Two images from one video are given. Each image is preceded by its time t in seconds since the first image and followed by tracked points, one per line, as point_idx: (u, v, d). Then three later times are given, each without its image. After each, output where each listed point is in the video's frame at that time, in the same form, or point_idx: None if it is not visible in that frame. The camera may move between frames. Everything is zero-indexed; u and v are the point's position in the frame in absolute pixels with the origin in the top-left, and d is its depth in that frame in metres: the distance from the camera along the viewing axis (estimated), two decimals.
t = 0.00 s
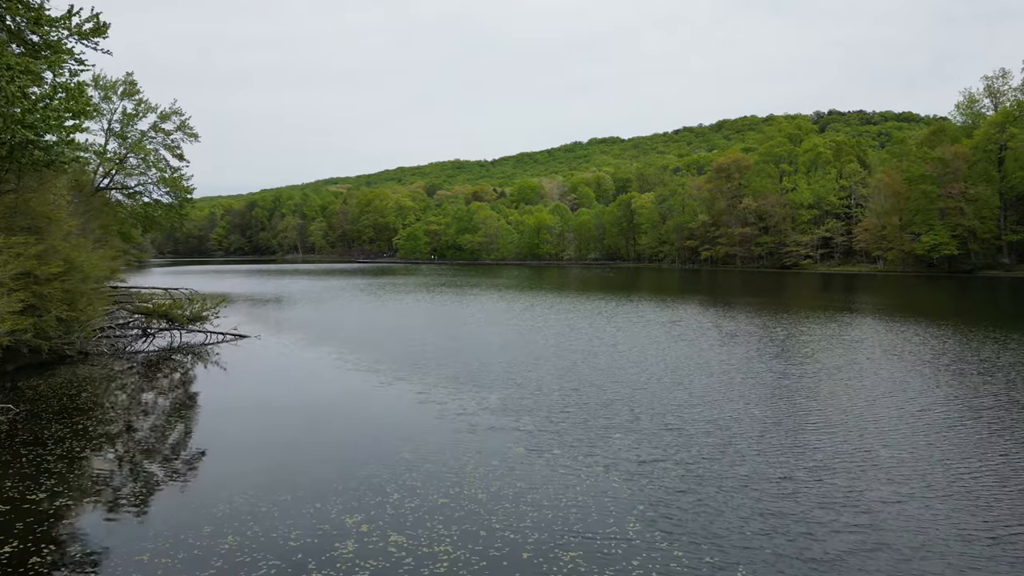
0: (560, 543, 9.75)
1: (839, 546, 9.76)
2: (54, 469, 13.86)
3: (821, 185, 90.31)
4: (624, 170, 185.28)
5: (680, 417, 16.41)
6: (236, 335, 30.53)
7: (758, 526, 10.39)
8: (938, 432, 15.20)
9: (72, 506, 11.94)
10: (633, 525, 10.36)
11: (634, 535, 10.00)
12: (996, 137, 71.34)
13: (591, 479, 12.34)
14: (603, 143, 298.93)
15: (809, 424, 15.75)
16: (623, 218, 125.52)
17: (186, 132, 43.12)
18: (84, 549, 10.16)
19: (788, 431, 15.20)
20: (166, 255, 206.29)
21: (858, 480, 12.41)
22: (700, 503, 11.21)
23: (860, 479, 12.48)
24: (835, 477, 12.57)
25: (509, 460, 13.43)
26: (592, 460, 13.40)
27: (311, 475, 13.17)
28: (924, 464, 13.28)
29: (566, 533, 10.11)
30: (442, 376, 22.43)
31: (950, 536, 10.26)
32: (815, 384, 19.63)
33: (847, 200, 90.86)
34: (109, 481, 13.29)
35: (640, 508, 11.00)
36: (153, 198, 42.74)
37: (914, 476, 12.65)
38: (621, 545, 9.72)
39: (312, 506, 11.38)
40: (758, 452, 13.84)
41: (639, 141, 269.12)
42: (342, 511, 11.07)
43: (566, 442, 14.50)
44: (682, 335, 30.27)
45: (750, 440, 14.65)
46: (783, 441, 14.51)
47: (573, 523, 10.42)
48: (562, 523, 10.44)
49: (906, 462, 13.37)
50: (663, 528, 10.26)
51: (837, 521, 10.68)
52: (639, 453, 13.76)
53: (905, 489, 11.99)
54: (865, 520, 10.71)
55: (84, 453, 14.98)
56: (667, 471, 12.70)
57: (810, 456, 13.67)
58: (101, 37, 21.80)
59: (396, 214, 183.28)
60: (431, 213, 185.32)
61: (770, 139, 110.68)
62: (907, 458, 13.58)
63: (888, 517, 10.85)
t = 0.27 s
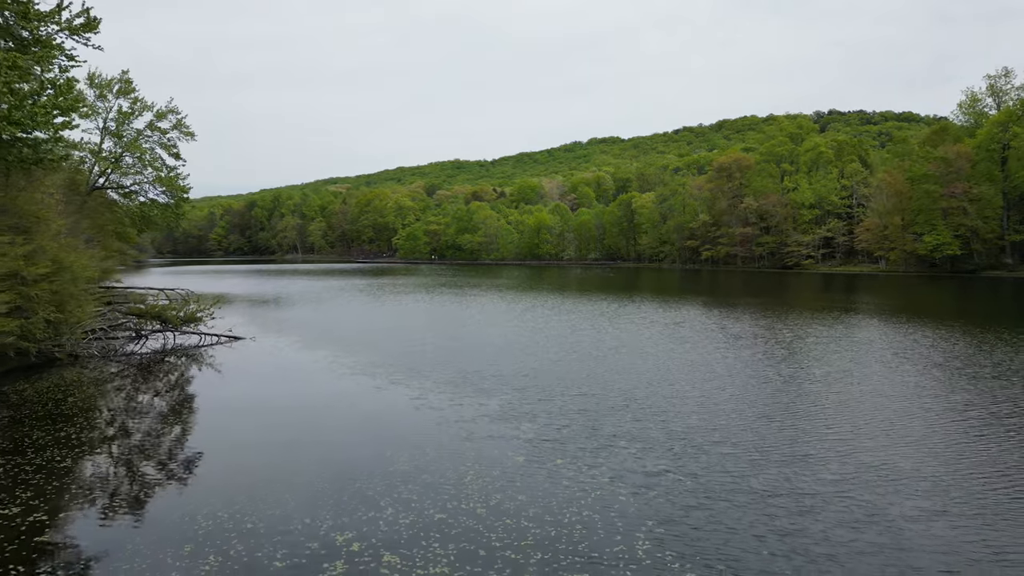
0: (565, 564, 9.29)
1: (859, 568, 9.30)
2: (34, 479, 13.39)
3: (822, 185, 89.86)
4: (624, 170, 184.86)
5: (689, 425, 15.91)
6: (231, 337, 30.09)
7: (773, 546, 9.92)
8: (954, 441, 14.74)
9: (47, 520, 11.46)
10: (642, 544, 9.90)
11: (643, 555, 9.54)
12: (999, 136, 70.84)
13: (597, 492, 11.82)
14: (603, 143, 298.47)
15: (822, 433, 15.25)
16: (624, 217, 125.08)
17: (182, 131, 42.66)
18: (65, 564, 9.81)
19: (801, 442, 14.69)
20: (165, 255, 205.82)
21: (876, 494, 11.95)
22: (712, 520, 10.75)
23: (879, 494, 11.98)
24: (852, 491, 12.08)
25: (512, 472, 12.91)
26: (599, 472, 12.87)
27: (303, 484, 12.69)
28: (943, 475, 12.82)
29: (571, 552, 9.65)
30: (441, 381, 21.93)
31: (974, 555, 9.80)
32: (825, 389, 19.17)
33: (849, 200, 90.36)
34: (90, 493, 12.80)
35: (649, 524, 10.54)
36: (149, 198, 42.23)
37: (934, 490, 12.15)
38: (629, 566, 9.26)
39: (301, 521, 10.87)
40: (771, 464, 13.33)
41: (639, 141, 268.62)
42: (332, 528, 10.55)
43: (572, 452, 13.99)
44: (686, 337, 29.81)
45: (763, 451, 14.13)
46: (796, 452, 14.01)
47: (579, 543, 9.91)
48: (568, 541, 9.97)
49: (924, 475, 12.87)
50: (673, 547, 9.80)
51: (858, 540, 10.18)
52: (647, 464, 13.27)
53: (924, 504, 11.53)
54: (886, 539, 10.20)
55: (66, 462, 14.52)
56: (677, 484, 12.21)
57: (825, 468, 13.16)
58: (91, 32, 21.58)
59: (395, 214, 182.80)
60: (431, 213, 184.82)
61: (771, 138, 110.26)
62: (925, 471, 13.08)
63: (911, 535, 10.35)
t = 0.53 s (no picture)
0: None
1: None
2: (16, 488, 13.00)
3: (823, 185, 89.44)
4: (624, 170, 184.41)
5: (698, 435, 15.43)
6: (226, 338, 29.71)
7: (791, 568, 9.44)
8: (973, 453, 14.26)
9: (26, 532, 11.05)
10: (652, 565, 9.44)
11: None
12: (1002, 136, 70.34)
13: (604, 508, 11.33)
14: (602, 142, 297.97)
15: (836, 444, 14.76)
16: (624, 217, 124.67)
17: (178, 130, 42.21)
18: None
19: (814, 452, 14.22)
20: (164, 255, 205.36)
21: (897, 510, 11.46)
22: (726, 540, 10.26)
23: (901, 511, 11.47)
24: (871, 507, 11.59)
25: (515, 485, 12.42)
26: (606, 485, 12.39)
27: (294, 497, 12.19)
28: (965, 490, 12.33)
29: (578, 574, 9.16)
30: (443, 386, 21.43)
31: None
32: (835, 395, 18.68)
33: (851, 199, 89.88)
34: (73, 502, 12.40)
35: (659, 544, 10.08)
36: (144, 197, 41.73)
37: (957, 506, 11.66)
38: None
39: (289, 538, 10.37)
40: (785, 476, 12.86)
41: (639, 141, 268.12)
42: (322, 547, 10.06)
43: (578, 463, 13.51)
44: (691, 339, 29.33)
45: (775, 462, 13.65)
46: (810, 464, 13.53)
47: (584, 564, 9.42)
48: (575, 562, 9.49)
49: (946, 489, 12.37)
50: (686, 570, 9.33)
51: (882, 562, 9.69)
52: (656, 477, 12.78)
53: (948, 522, 11.05)
54: (911, 561, 9.71)
55: (50, 469, 14.14)
56: (687, 499, 11.73)
57: (841, 482, 12.67)
58: (83, 28, 21.26)
59: (395, 214, 182.34)
60: (431, 212, 184.40)
61: (772, 138, 109.85)
62: (947, 485, 12.57)
63: (936, 556, 9.87)
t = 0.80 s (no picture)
0: None
1: None
2: None
3: (824, 184, 89.02)
4: (624, 170, 184.02)
5: (706, 442, 14.90)
6: (219, 340, 29.27)
7: None
8: (997, 463, 13.62)
9: (0, 546, 10.57)
10: None
11: None
12: (1005, 135, 69.85)
13: (610, 522, 10.79)
14: (602, 143, 297.58)
15: (849, 452, 14.24)
16: (624, 217, 124.29)
17: (174, 128, 41.69)
18: None
19: (827, 461, 13.69)
20: (163, 256, 205.00)
21: (922, 527, 10.82)
22: (742, 561, 9.61)
23: (927, 528, 10.81)
24: (890, 520, 11.07)
25: (516, 497, 11.87)
26: (611, 497, 11.86)
27: (282, 511, 11.60)
28: (993, 504, 11.67)
29: None
30: (442, 391, 20.82)
31: None
32: (845, 401, 18.18)
33: (852, 199, 89.45)
34: (58, 510, 12.06)
35: (670, 564, 9.47)
36: (140, 196, 41.24)
37: (987, 522, 11.00)
38: None
39: (273, 558, 9.75)
40: (798, 487, 12.33)
41: (639, 141, 267.70)
42: (308, 568, 9.47)
43: (581, 473, 12.98)
44: (695, 341, 28.85)
45: (787, 472, 13.12)
46: (823, 474, 13.00)
47: None
48: None
49: (967, 501, 11.85)
50: None
51: None
52: (663, 488, 12.28)
53: (978, 540, 10.39)
54: None
55: (31, 478, 13.65)
56: (697, 512, 11.19)
57: (858, 493, 12.14)
58: (72, 22, 20.80)
59: (394, 214, 181.97)
60: (430, 213, 183.93)
61: (773, 137, 109.47)
62: (968, 496, 12.05)
63: (962, 574, 9.34)
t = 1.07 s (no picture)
0: None
1: None
2: None
3: (826, 184, 88.57)
4: (624, 170, 183.64)
5: (714, 452, 14.37)
6: (212, 343, 28.86)
7: None
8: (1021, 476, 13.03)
9: None
10: None
11: None
12: (1008, 134, 69.36)
13: (615, 539, 10.27)
14: (602, 143, 297.26)
15: (863, 463, 13.71)
16: (624, 217, 123.89)
17: (171, 127, 41.23)
18: None
19: (843, 474, 13.12)
20: (163, 255, 204.81)
21: (947, 548, 10.23)
22: None
23: (954, 548, 10.22)
24: (911, 537, 10.54)
25: (518, 512, 11.34)
26: (617, 511, 11.34)
27: (270, 527, 11.06)
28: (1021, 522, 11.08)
29: None
30: (441, 396, 20.28)
31: None
32: (855, 408, 17.66)
33: (854, 199, 89.02)
34: (50, 517, 11.88)
35: None
36: (135, 196, 40.81)
37: (1017, 542, 10.40)
38: None
39: None
40: (813, 502, 11.76)
41: (639, 141, 267.30)
42: None
43: (585, 485, 12.44)
44: (699, 343, 28.35)
45: (800, 485, 12.59)
46: (837, 487, 12.47)
47: None
48: None
49: (994, 518, 11.26)
50: None
51: None
52: (671, 502, 11.74)
53: (1009, 563, 9.79)
54: None
55: (21, 484, 13.46)
56: (707, 528, 10.67)
57: (877, 509, 11.56)
58: (62, 17, 20.25)
59: (394, 214, 181.69)
60: (430, 212, 183.54)
61: (774, 137, 109.07)
62: (994, 513, 11.46)
63: None
